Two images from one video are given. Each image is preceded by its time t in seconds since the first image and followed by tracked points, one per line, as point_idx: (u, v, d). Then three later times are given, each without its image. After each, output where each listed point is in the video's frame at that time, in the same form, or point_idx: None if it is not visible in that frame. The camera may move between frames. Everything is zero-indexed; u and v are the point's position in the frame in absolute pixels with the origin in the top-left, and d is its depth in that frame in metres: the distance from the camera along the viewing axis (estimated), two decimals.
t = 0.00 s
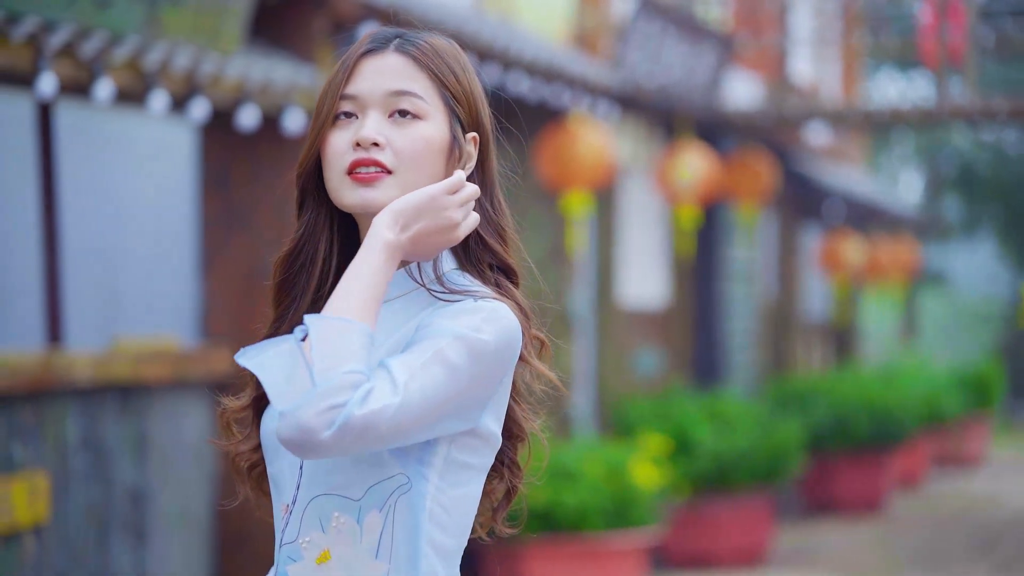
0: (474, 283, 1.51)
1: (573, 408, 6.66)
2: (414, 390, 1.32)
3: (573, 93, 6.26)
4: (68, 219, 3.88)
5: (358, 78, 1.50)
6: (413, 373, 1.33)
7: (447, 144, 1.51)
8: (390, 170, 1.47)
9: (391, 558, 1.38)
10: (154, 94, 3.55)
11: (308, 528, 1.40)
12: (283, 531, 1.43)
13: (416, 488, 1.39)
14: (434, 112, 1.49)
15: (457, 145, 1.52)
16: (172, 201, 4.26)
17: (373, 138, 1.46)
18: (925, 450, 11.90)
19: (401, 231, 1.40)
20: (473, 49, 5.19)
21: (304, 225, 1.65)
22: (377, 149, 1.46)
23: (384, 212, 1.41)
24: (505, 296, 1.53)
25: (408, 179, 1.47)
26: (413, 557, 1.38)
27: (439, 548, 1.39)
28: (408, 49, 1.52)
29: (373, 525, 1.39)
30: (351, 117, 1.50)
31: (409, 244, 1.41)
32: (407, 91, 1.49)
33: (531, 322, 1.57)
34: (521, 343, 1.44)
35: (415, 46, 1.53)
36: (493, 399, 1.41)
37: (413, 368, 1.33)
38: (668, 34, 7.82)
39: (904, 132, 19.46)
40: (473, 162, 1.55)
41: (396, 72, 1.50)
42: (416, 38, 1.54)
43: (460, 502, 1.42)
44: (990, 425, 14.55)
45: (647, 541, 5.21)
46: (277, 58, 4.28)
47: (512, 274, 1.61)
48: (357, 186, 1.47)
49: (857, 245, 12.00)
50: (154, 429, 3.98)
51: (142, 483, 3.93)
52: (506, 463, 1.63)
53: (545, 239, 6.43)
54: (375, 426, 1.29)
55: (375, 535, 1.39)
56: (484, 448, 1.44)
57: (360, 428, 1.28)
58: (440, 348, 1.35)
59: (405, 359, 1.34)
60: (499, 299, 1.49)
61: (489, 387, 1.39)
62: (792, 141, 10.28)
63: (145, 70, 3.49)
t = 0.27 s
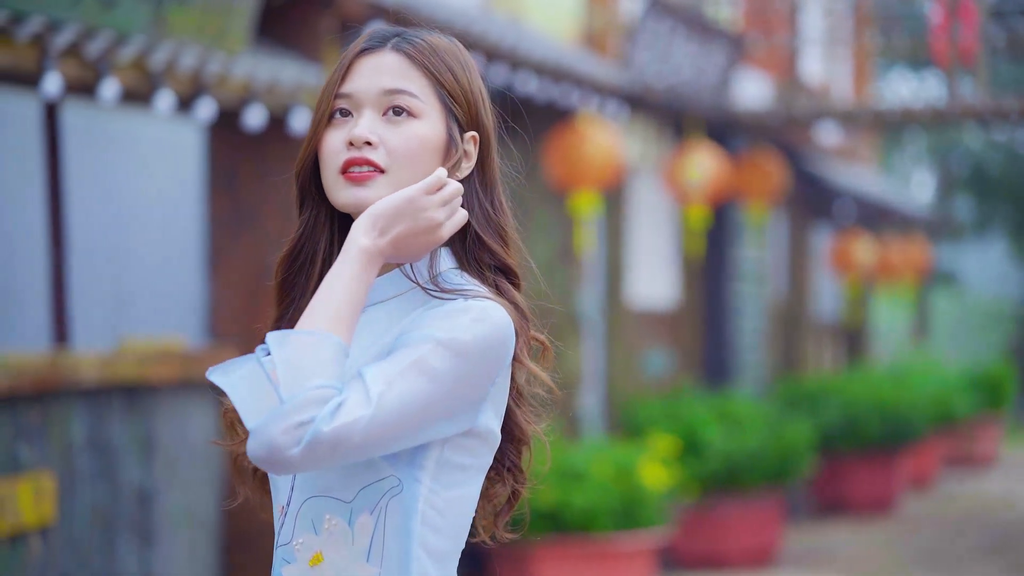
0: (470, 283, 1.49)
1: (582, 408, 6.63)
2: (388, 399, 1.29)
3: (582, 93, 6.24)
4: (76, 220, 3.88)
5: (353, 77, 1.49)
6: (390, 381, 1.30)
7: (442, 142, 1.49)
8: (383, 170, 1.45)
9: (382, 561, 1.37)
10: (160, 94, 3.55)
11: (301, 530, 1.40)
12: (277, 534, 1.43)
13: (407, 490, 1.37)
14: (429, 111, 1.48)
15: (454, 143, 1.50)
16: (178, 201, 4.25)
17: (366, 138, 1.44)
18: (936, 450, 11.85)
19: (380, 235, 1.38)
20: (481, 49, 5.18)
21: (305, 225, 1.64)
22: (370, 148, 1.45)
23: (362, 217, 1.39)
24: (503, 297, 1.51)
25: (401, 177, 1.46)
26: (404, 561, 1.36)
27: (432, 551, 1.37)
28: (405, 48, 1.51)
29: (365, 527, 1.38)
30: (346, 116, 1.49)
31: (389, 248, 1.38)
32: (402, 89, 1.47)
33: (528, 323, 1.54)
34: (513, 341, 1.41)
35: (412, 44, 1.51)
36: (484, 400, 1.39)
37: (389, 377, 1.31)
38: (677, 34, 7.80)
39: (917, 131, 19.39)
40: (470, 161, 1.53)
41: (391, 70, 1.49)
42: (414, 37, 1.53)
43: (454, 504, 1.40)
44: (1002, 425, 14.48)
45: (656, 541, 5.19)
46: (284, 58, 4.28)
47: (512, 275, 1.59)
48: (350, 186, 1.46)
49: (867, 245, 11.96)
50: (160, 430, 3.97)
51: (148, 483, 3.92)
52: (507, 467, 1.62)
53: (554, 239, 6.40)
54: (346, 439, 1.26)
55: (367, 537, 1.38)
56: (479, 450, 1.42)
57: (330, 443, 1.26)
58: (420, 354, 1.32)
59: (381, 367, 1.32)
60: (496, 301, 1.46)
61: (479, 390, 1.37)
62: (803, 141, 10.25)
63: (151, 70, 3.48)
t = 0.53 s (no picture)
0: (468, 284, 1.47)
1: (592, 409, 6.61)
2: (371, 404, 1.28)
3: (592, 93, 6.22)
4: (84, 221, 3.88)
5: (353, 77, 1.48)
6: (373, 388, 1.29)
7: (441, 141, 1.47)
8: (381, 170, 1.44)
9: (376, 562, 1.36)
10: (168, 94, 3.54)
11: (297, 531, 1.39)
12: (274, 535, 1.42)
13: (401, 491, 1.36)
14: (427, 110, 1.46)
15: (455, 142, 1.49)
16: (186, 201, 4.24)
17: (364, 137, 1.42)
18: (949, 451, 11.80)
19: (365, 238, 1.36)
20: (491, 49, 5.16)
21: (309, 224, 1.63)
22: (368, 147, 1.43)
23: (347, 221, 1.37)
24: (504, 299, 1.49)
25: (398, 177, 1.44)
26: (397, 562, 1.35)
27: (428, 552, 1.36)
28: (406, 46, 1.49)
29: (359, 528, 1.37)
30: (346, 115, 1.48)
31: (375, 251, 1.36)
32: (401, 88, 1.46)
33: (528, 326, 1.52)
34: (509, 341, 1.39)
35: (413, 43, 1.50)
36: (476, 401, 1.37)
37: (371, 383, 1.29)
38: (688, 34, 7.78)
39: (929, 131, 19.33)
40: (472, 161, 1.52)
41: (391, 69, 1.47)
42: (415, 35, 1.51)
43: (450, 505, 1.38)
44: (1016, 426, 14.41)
45: (666, 543, 5.16)
46: (292, 58, 4.27)
47: (514, 276, 1.57)
48: (348, 186, 1.45)
49: (880, 245, 11.91)
50: (168, 431, 3.96)
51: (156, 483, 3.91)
52: (510, 469, 1.61)
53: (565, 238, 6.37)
54: (325, 447, 1.25)
55: (361, 538, 1.37)
56: (476, 451, 1.41)
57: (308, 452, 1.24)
58: (407, 358, 1.31)
59: (364, 373, 1.30)
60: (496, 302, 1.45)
61: (471, 392, 1.35)
62: (815, 141, 10.22)
63: (159, 70, 3.47)
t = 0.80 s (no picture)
0: (468, 284, 1.45)
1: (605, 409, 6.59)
2: (357, 410, 1.26)
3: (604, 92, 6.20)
4: (94, 223, 3.90)
5: (354, 77, 1.46)
6: (360, 392, 1.27)
7: (441, 140, 1.45)
8: (380, 169, 1.42)
9: (371, 565, 1.35)
10: (178, 93, 3.53)
11: (295, 533, 1.40)
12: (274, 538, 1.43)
13: (396, 494, 1.35)
14: (427, 109, 1.44)
15: (455, 142, 1.47)
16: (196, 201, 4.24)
17: (362, 136, 1.41)
18: (964, 452, 11.72)
19: (355, 241, 1.35)
20: (503, 48, 5.14)
21: (312, 225, 1.63)
22: (366, 147, 1.41)
23: (338, 224, 1.37)
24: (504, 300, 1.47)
25: (397, 177, 1.42)
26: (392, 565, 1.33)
27: (424, 555, 1.34)
28: (406, 45, 1.48)
29: (354, 530, 1.36)
30: (346, 115, 1.46)
31: (366, 253, 1.35)
32: (400, 87, 1.44)
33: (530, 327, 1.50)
34: (503, 340, 1.37)
35: (414, 42, 1.48)
36: (471, 402, 1.34)
37: (357, 387, 1.27)
38: (702, 34, 7.75)
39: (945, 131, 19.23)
40: (474, 161, 1.50)
41: (391, 68, 1.46)
42: (416, 34, 1.50)
43: (448, 507, 1.36)
44: None
45: (679, 544, 5.13)
46: (303, 58, 4.26)
47: (517, 278, 1.55)
48: (347, 186, 1.43)
49: (894, 245, 11.85)
50: (177, 431, 3.95)
51: (165, 484, 3.90)
52: (515, 471, 1.60)
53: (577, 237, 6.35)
54: (308, 453, 1.24)
55: (356, 540, 1.36)
56: (474, 452, 1.39)
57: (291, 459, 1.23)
58: (396, 362, 1.29)
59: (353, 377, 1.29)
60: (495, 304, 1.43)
61: (465, 395, 1.33)
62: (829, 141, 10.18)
63: (168, 70, 3.46)
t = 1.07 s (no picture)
0: (468, 287, 1.44)
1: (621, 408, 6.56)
2: (346, 415, 1.26)
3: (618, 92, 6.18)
4: (108, 222, 3.89)
5: (354, 76, 1.45)
6: (350, 398, 1.27)
7: (441, 140, 1.44)
8: (379, 170, 1.41)
9: (367, 570, 1.34)
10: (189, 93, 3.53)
11: (294, 538, 1.40)
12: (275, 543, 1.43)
13: (392, 496, 1.34)
14: (427, 110, 1.43)
15: (456, 141, 1.45)
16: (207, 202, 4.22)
17: (361, 137, 1.40)
18: (981, 453, 11.65)
19: (347, 246, 1.35)
20: (516, 48, 5.13)
21: (316, 225, 1.62)
22: (365, 148, 1.40)
23: (331, 229, 1.37)
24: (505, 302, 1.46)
25: (396, 178, 1.41)
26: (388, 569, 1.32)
27: (421, 559, 1.32)
28: (407, 45, 1.46)
29: (350, 534, 1.36)
30: (347, 115, 1.45)
31: (358, 258, 1.35)
32: (400, 87, 1.43)
33: (532, 330, 1.48)
34: (499, 342, 1.36)
35: (415, 41, 1.47)
36: (468, 406, 1.33)
37: (347, 393, 1.27)
38: (716, 33, 7.72)
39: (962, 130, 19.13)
40: (476, 161, 1.48)
41: (391, 68, 1.44)
42: (418, 33, 1.48)
43: (446, 511, 1.35)
44: None
45: (692, 545, 5.11)
46: (315, 58, 4.25)
47: (520, 280, 1.53)
48: (346, 187, 1.42)
49: (910, 245, 11.79)
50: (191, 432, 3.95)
51: (179, 485, 3.89)
52: (520, 475, 1.58)
53: (591, 236, 6.31)
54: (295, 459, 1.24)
55: (352, 545, 1.35)
56: (472, 456, 1.38)
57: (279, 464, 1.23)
58: (387, 366, 1.29)
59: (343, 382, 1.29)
60: (494, 307, 1.41)
61: (460, 399, 1.32)
62: (845, 140, 10.13)
63: (179, 70, 3.46)
